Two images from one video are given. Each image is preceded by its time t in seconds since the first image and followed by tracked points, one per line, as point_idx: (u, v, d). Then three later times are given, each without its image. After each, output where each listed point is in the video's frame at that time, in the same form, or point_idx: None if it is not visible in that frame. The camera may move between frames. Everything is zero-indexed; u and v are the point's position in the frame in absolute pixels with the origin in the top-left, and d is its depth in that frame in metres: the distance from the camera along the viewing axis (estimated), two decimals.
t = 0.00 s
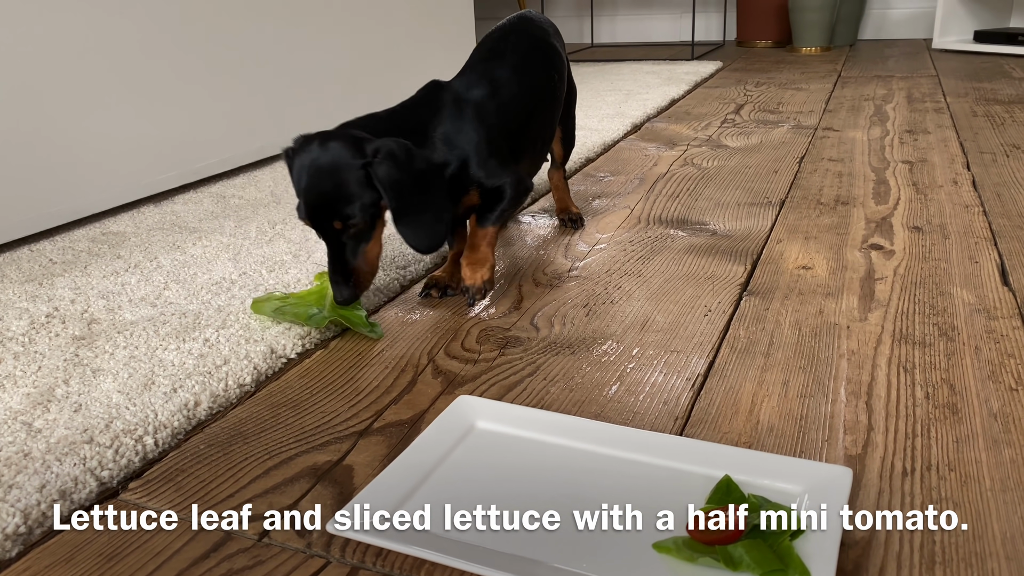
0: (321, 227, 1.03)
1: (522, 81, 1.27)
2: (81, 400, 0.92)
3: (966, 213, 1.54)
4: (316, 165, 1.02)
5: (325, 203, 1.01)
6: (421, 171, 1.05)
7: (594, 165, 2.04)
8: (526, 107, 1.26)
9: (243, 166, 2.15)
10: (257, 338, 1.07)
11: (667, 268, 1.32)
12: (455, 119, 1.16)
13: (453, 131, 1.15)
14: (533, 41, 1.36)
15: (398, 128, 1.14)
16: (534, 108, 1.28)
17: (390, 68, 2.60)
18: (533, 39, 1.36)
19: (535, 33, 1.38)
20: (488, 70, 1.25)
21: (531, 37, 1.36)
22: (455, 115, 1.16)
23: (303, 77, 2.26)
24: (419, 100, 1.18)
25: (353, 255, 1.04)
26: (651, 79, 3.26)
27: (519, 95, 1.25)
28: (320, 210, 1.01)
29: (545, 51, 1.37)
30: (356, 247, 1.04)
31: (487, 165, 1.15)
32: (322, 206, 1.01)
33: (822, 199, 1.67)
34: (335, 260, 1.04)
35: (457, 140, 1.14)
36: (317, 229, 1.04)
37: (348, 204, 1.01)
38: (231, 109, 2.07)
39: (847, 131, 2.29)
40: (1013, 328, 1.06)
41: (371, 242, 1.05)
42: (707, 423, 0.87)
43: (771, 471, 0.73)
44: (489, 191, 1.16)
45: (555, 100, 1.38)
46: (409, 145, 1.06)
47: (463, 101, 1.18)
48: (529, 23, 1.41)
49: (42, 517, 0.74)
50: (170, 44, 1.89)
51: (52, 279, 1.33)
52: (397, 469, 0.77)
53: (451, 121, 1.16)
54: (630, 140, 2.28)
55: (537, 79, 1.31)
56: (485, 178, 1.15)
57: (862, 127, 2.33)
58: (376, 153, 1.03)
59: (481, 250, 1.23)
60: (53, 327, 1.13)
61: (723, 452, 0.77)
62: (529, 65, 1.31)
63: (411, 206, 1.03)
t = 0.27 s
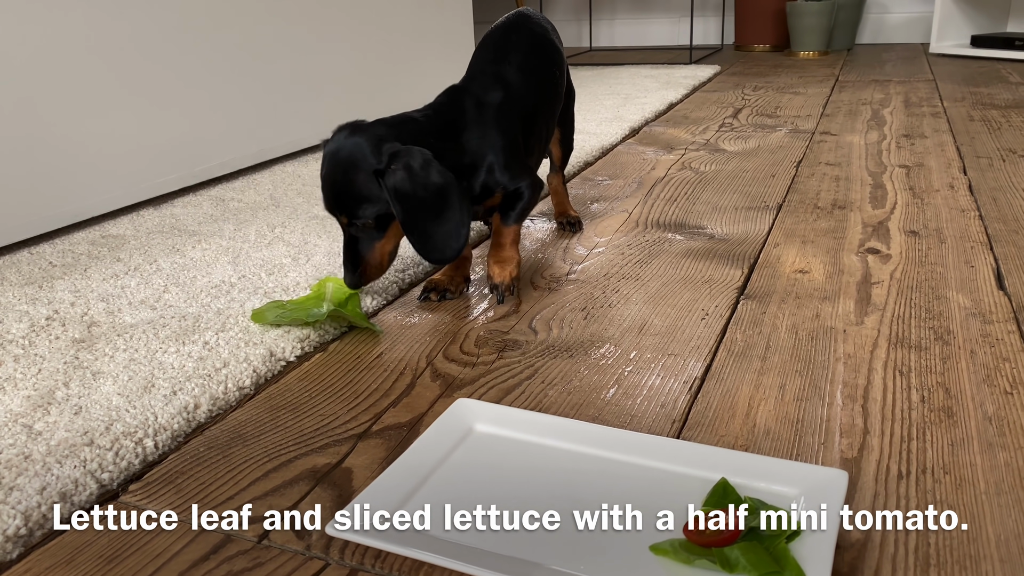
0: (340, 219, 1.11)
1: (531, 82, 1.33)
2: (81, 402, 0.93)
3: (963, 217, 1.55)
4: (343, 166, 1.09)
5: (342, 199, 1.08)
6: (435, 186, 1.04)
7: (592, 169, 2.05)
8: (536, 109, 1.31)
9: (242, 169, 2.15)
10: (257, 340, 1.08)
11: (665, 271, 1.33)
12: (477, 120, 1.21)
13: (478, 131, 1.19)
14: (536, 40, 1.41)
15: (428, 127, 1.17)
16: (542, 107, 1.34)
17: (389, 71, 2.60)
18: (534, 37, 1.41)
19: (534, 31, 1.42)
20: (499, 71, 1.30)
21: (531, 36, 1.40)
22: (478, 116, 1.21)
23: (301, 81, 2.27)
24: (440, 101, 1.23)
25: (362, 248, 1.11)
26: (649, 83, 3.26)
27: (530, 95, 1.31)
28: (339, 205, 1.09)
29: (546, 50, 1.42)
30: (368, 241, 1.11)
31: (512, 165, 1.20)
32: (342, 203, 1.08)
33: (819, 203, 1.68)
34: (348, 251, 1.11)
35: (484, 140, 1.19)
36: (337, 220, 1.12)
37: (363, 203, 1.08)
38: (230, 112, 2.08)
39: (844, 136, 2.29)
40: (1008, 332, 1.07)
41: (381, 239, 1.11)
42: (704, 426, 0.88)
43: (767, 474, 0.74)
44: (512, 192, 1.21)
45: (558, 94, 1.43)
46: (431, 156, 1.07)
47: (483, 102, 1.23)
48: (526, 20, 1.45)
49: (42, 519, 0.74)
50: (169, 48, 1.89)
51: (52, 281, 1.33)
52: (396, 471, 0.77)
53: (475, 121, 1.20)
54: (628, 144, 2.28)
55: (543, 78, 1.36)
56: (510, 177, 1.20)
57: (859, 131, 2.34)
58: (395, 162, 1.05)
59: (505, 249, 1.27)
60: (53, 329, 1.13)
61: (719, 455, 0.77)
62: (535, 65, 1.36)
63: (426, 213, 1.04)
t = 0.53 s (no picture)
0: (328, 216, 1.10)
1: (536, 83, 1.33)
2: (80, 405, 0.93)
3: (959, 220, 1.55)
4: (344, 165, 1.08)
5: (336, 197, 1.07)
6: (434, 199, 1.05)
7: (590, 171, 2.05)
8: (541, 111, 1.32)
9: (240, 171, 2.15)
10: (255, 343, 1.08)
11: (663, 274, 1.33)
12: (483, 125, 1.21)
13: (484, 137, 1.20)
14: (540, 40, 1.40)
15: (433, 134, 1.18)
16: (546, 109, 1.34)
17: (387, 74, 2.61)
18: (537, 37, 1.40)
19: (538, 30, 1.42)
20: (504, 73, 1.30)
21: (535, 35, 1.40)
22: (484, 120, 1.21)
23: (299, 84, 2.27)
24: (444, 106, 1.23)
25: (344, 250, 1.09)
26: (647, 86, 3.27)
27: (535, 98, 1.31)
28: (331, 202, 1.08)
29: (550, 50, 1.42)
30: (350, 242, 1.09)
31: (519, 170, 1.20)
32: (336, 201, 1.07)
33: (816, 206, 1.68)
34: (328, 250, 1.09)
35: (490, 146, 1.19)
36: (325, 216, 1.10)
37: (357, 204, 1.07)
38: (229, 114, 2.08)
39: (842, 139, 2.30)
40: (1004, 335, 1.07)
41: (365, 243, 1.09)
42: (701, 429, 0.88)
43: (764, 476, 0.74)
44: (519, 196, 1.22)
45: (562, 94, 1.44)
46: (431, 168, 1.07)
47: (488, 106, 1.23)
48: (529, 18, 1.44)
49: (41, 521, 0.74)
50: (168, 51, 1.90)
51: (50, 284, 1.33)
52: (394, 473, 0.77)
53: (480, 126, 1.21)
54: (626, 147, 2.29)
55: (547, 80, 1.37)
56: (516, 182, 1.20)
57: (856, 134, 2.35)
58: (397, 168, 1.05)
59: (513, 248, 1.28)
60: (51, 332, 1.13)
61: (717, 458, 0.78)
62: (540, 66, 1.36)
63: (419, 227, 1.04)
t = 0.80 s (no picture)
0: (330, 205, 1.14)
1: (536, 82, 1.33)
2: (75, 403, 0.93)
3: (956, 219, 1.55)
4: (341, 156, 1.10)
5: (334, 187, 1.10)
6: (431, 179, 1.05)
7: (587, 171, 2.05)
8: (541, 110, 1.32)
9: (237, 170, 2.15)
10: (251, 341, 1.08)
11: (659, 273, 1.33)
12: (482, 120, 1.21)
13: (483, 132, 1.20)
14: (541, 40, 1.41)
15: (433, 128, 1.18)
16: (546, 107, 1.34)
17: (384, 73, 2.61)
18: (536, 36, 1.41)
19: (539, 30, 1.42)
20: (504, 70, 1.30)
21: (535, 34, 1.40)
22: (483, 116, 1.22)
23: (296, 83, 2.27)
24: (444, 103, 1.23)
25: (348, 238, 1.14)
26: (644, 86, 3.27)
27: (534, 96, 1.31)
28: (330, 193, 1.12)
29: (550, 50, 1.42)
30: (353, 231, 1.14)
31: (518, 164, 1.20)
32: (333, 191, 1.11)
33: (813, 205, 1.68)
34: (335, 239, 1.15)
35: (489, 141, 1.19)
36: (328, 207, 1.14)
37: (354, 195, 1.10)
38: (225, 113, 2.08)
39: (839, 138, 2.30)
40: (1000, 333, 1.07)
41: (365, 232, 1.14)
42: (698, 426, 0.88)
43: (761, 474, 0.74)
44: (519, 191, 1.21)
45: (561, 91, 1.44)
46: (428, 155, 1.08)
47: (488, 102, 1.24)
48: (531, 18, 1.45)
49: (36, 519, 0.74)
50: (164, 49, 1.89)
51: (45, 282, 1.33)
52: (391, 472, 0.77)
53: (480, 121, 1.21)
54: (623, 146, 2.29)
55: (547, 78, 1.37)
56: (516, 178, 1.20)
57: (853, 133, 2.35)
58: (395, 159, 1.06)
59: (514, 246, 1.27)
60: (47, 330, 1.13)
61: (713, 455, 0.78)
62: (540, 65, 1.36)
63: (421, 214, 1.04)
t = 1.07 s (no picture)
0: (309, 211, 1.14)
1: (529, 77, 1.32)
2: (72, 401, 0.93)
3: (953, 218, 1.55)
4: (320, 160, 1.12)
5: (315, 191, 1.11)
6: (406, 183, 1.09)
7: (584, 170, 2.05)
8: (536, 105, 1.31)
9: (234, 169, 2.15)
10: (248, 340, 1.08)
11: (657, 271, 1.33)
12: (469, 118, 1.22)
13: (470, 129, 1.21)
14: (537, 37, 1.40)
15: (417, 129, 1.20)
16: (542, 104, 1.33)
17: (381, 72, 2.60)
18: (533, 34, 1.40)
19: (536, 28, 1.42)
20: (495, 66, 1.30)
21: (531, 32, 1.40)
22: (472, 115, 1.22)
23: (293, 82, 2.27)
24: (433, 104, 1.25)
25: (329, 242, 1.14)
26: (642, 85, 3.27)
27: (528, 92, 1.31)
28: (311, 198, 1.12)
29: (546, 47, 1.41)
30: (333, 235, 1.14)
31: (505, 160, 1.20)
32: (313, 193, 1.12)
33: (811, 203, 1.68)
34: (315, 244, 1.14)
35: (474, 138, 1.20)
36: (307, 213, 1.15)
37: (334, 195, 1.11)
38: (222, 111, 2.07)
39: (836, 137, 2.30)
40: (997, 332, 1.07)
41: (347, 236, 1.14)
42: (695, 425, 0.88)
43: (757, 471, 0.74)
44: (508, 186, 1.21)
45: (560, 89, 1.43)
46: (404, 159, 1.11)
47: (477, 99, 1.24)
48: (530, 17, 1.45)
49: (32, 518, 0.74)
50: (161, 48, 1.89)
51: (42, 281, 1.33)
52: (388, 470, 0.77)
53: (467, 119, 1.21)
54: (621, 145, 2.29)
55: (543, 75, 1.36)
56: (503, 172, 1.20)
57: (851, 132, 2.35)
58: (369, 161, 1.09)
59: (507, 243, 1.28)
60: (43, 329, 1.13)
61: (710, 453, 0.78)
62: (534, 61, 1.36)
63: (392, 216, 1.08)
